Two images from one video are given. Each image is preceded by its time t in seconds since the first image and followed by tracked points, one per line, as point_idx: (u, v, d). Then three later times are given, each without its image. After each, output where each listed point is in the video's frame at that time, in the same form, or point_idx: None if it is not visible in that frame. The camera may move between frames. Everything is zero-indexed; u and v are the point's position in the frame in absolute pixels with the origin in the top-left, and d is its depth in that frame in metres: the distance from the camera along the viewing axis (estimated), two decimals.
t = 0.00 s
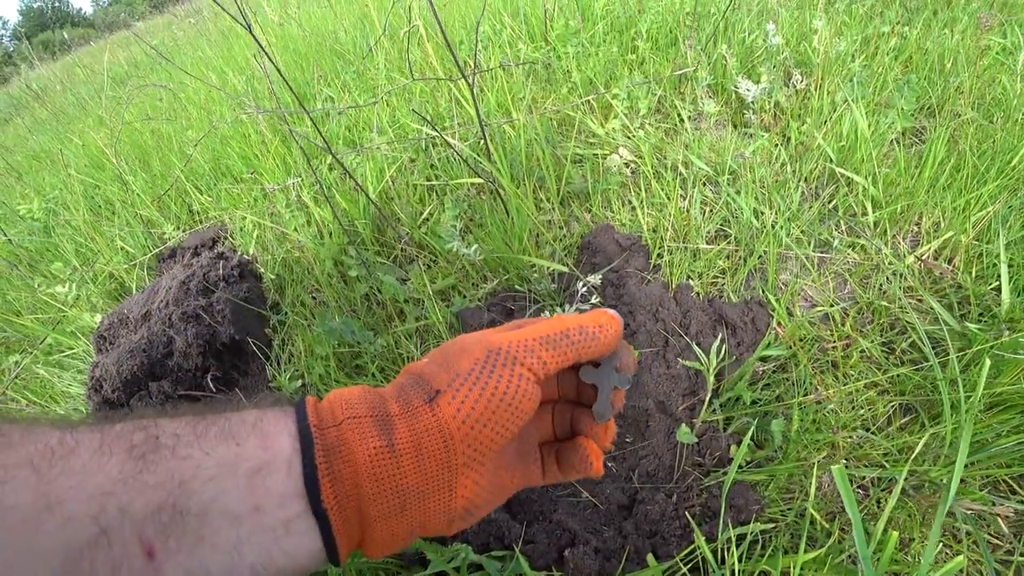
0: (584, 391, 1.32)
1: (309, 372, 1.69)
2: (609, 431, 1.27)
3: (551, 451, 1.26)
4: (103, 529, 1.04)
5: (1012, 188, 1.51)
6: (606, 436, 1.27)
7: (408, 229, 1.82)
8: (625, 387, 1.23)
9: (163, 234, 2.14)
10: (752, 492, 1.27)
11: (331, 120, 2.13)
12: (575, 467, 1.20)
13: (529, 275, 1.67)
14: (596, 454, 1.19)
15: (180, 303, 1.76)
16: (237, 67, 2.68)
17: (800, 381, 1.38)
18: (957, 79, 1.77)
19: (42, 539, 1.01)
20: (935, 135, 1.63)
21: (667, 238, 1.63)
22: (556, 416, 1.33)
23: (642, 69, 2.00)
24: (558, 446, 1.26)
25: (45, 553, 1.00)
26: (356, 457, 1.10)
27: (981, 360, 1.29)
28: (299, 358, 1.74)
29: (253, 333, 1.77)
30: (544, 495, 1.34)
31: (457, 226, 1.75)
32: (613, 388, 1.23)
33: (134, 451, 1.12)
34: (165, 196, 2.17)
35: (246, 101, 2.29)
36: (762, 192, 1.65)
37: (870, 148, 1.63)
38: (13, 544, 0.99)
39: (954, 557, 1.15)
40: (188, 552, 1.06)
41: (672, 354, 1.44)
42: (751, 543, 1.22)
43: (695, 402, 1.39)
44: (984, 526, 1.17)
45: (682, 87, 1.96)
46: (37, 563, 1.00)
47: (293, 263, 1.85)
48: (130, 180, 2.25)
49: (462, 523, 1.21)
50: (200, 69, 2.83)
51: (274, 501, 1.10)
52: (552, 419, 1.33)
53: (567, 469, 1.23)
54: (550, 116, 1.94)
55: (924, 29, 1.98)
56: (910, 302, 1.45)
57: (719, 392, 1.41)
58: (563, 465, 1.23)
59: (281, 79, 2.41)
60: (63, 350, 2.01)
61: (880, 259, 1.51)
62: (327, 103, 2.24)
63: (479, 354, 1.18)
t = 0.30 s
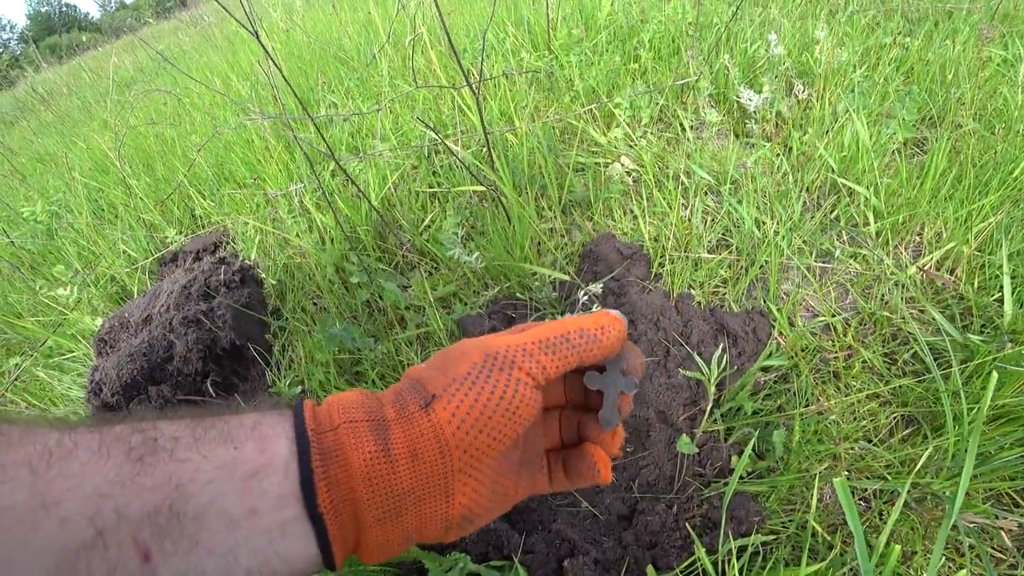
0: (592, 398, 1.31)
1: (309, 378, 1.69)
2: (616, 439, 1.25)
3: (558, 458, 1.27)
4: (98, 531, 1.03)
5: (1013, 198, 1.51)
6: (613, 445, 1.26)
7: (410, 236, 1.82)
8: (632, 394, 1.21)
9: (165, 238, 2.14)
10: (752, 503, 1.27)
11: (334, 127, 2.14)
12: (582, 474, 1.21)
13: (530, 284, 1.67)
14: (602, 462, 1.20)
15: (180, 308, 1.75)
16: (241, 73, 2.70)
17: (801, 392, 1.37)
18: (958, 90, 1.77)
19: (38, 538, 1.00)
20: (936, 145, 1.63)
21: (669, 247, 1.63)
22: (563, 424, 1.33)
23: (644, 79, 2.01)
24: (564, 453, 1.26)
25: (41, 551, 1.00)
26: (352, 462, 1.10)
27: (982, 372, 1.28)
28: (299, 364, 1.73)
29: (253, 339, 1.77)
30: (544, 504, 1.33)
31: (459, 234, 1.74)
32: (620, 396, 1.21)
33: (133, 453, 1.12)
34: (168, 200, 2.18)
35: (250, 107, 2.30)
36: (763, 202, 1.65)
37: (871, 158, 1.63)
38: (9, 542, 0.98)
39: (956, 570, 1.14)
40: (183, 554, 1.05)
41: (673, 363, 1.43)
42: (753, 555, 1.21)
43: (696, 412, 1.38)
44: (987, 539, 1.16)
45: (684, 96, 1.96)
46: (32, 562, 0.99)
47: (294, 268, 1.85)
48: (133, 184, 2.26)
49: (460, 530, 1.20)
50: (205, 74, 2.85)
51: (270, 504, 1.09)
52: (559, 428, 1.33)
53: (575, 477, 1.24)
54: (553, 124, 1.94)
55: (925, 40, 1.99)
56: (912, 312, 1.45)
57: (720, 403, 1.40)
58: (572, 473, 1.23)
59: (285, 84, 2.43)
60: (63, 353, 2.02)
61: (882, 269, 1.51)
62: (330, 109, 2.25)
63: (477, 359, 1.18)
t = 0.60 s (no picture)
0: (592, 406, 1.31)
1: (304, 383, 1.68)
2: (614, 445, 1.24)
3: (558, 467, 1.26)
4: (85, 527, 1.02)
5: (1007, 209, 1.52)
6: (613, 452, 1.24)
7: (407, 242, 1.81)
8: (630, 399, 1.21)
9: (162, 241, 2.14)
10: (747, 512, 1.26)
11: (333, 132, 2.14)
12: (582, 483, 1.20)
13: (526, 291, 1.67)
14: (602, 470, 1.19)
15: (176, 310, 1.75)
16: (241, 77, 2.71)
17: (796, 401, 1.37)
18: (953, 102, 1.79)
19: (23, 534, 0.99)
20: (932, 156, 1.64)
21: (665, 255, 1.63)
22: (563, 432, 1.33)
23: (642, 88, 2.02)
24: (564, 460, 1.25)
25: (27, 547, 0.99)
26: (340, 460, 1.09)
27: (976, 382, 1.29)
28: (294, 368, 1.73)
29: (249, 342, 1.77)
30: (538, 511, 1.32)
31: (456, 240, 1.74)
32: (618, 401, 1.21)
33: (122, 451, 1.11)
34: (165, 203, 2.18)
35: (249, 112, 2.31)
36: (760, 211, 1.66)
37: (867, 169, 1.64)
38: None
39: None
40: (171, 552, 1.04)
41: (668, 371, 1.43)
42: (746, 565, 1.21)
43: (691, 420, 1.38)
44: (981, 550, 1.16)
45: (682, 105, 1.97)
46: (17, 558, 0.98)
47: (291, 272, 1.85)
48: (130, 186, 2.26)
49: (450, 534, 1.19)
50: (204, 78, 2.86)
51: (259, 504, 1.08)
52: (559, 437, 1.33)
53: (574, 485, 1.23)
54: (551, 132, 1.94)
55: (921, 53, 2.01)
56: (907, 322, 1.45)
57: (715, 411, 1.40)
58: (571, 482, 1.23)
59: (285, 89, 2.44)
60: (57, 355, 2.00)
61: (877, 279, 1.51)
62: (329, 114, 2.26)
63: (469, 359, 1.19)
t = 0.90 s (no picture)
0: (584, 408, 1.31)
1: (295, 386, 1.68)
2: (606, 443, 1.25)
3: (552, 474, 1.26)
4: (74, 521, 1.03)
5: (992, 216, 1.55)
6: (604, 451, 1.25)
7: (400, 245, 1.81)
8: (617, 396, 1.22)
9: (154, 243, 2.14)
10: (736, 514, 1.27)
11: (327, 134, 2.15)
12: (576, 489, 1.20)
13: (518, 294, 1.67)
14: (595, 473, 1.18)
15: (167, 312, 1.75)
16: (235, 79, 2.71)
17: (785, 405, 1.38)
18: (940, 110, 1.82)
19: (11, 528, 1.00)
20: (920, 163, 1.67)
21: (656, 260, 1.64)
22: (557, 437, 1.32)
23: (635, 93, 2.04)
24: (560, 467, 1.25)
25: (17, 542, 1.00)
26: (326, 454, 1.09)
27: (961, 386, 1.30)
28: (285, 371, 1.72)
29: (240, 344, 1.76)
30: (529, 514, 1.32)
31: (448, 243, 1.75)
32: (604, 398, 1.22)
33: (113, 446, 1.12)
34: (158, 205, 2.17)
35: (243, 114, 2.31)
36: (750, 216, 1.67)
37: (856, 175, 1.66)
38: None
39: None
40: (158, 547, 1.04)
41: (659, 375, 1.44)
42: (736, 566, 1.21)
43: (681, 423, 1.39)
44: (967, 551, 1.17)
45: (674, 110, 1.99)
46: (3, 553, 0.99)
47: (283, 275, 1.85)
48: (123, 188, 2.26)
49: (439, 534, 1.18)
50: (198, 79, 2.85)
51: (247, 500, 1.08)
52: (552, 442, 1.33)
53: (567, 488, 1.22)
54: (544, 137, 1.95)
55: (910, 61, 2.04)
56: (895, 326, 1.46)
57: (705, 414, 1.40)
58: (564, 487, 1.23)
59: (279, 91, 2.44)
60: (45, 357, 1.99)
61: (866, 283, 1.53)
62: (323, 117, 2.26)
63: (455, 357, 1.19)
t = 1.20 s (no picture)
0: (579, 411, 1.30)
1: (288, 389, 1.67)
2: (600, 442, 1.24)
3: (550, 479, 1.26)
4: (69, 522, 1.03)
5: (980, 219, 1.57)
6: (600, 450, 1.24)
7: (393, 247, 1.81)
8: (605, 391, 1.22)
9: (146, 245, 2.13)
10: (728, 516, 1.28)
11: (320, 136, 2.14)
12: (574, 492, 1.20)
13: (511, 297, 1.68)
14: (590, 474, 1.19)
15: (159, 314, 1.74)
16: (228, 80, 2.71)
17: (777, 406, 1.39)
18: (929, 114, 1.84)
19: (6, 529, 1.00)
20: (908, 167, 1.69)
21: (649, 262, 1.65)
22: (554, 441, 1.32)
23: (628, 97, 2.05)
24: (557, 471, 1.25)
25: (11, 543, 1.00)
26: (319, 455, 1.09)
27: (950, 387, 1.32)
28: (278, 374, 1.72)
29: (232, 347, 1.75)
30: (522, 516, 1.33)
31: (441, 246, 1.74)
32: (594, 398, 1.23)
33: (108, 448, 1.12)
34: (149, 206, 2.16)
35: (236, 115, 2.31)
36: (742, 219, 1.68)
37: (847, 179, 1.67)
38: None
39: None
40: (152, 549, 1.04)
41: (651, 377, 1.44)
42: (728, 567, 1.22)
43: (673, 425, 1.40)
44: (955, 551, 1.18)
45: (667, 114, 2.00)
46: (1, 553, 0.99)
47: (275, 277, 1.84)
48: (114, 189, 2.25)
49: (434, 536, 1.18)
50: (191, 80, 2.84)
51: (242, 502, 1.08)
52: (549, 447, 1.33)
53: (564, 491, 1.22)
54: (537, 140, 1.96)
55: (899, 66, 2.06)
56: (884, 329, 1.48)
57: (697, 416, 1.41)
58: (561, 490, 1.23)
59: (272, 93, 2.44)
60: (35, 359, 1.97)
61: (856, 286, 1.54)
62: (316, 119, 2.26)
63: (448, 360, 1.20)
